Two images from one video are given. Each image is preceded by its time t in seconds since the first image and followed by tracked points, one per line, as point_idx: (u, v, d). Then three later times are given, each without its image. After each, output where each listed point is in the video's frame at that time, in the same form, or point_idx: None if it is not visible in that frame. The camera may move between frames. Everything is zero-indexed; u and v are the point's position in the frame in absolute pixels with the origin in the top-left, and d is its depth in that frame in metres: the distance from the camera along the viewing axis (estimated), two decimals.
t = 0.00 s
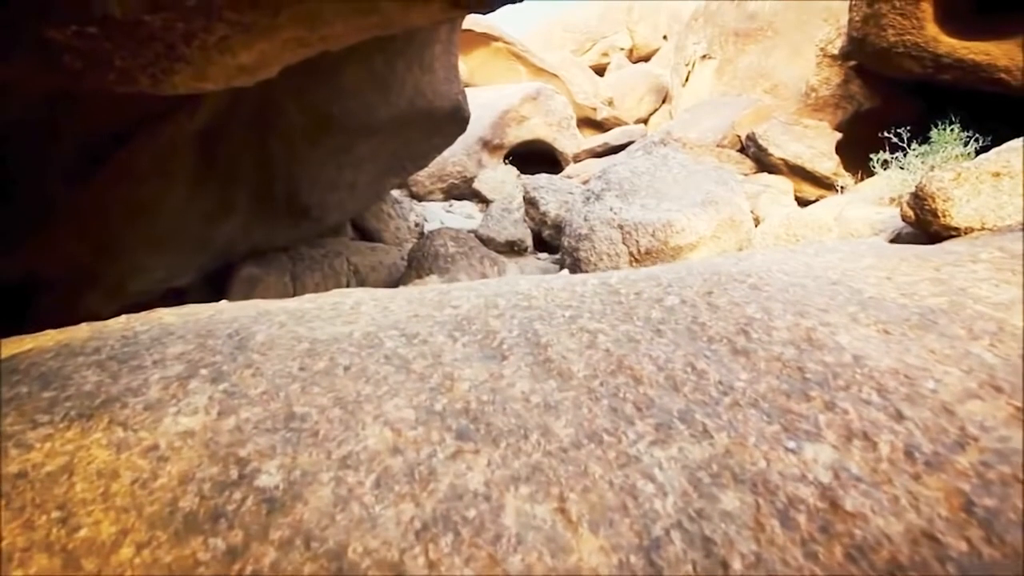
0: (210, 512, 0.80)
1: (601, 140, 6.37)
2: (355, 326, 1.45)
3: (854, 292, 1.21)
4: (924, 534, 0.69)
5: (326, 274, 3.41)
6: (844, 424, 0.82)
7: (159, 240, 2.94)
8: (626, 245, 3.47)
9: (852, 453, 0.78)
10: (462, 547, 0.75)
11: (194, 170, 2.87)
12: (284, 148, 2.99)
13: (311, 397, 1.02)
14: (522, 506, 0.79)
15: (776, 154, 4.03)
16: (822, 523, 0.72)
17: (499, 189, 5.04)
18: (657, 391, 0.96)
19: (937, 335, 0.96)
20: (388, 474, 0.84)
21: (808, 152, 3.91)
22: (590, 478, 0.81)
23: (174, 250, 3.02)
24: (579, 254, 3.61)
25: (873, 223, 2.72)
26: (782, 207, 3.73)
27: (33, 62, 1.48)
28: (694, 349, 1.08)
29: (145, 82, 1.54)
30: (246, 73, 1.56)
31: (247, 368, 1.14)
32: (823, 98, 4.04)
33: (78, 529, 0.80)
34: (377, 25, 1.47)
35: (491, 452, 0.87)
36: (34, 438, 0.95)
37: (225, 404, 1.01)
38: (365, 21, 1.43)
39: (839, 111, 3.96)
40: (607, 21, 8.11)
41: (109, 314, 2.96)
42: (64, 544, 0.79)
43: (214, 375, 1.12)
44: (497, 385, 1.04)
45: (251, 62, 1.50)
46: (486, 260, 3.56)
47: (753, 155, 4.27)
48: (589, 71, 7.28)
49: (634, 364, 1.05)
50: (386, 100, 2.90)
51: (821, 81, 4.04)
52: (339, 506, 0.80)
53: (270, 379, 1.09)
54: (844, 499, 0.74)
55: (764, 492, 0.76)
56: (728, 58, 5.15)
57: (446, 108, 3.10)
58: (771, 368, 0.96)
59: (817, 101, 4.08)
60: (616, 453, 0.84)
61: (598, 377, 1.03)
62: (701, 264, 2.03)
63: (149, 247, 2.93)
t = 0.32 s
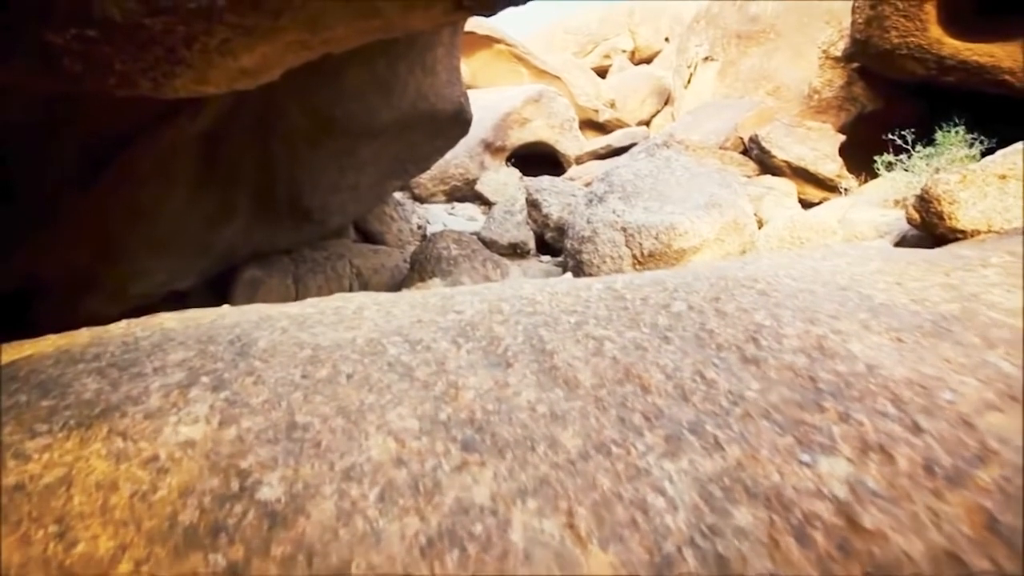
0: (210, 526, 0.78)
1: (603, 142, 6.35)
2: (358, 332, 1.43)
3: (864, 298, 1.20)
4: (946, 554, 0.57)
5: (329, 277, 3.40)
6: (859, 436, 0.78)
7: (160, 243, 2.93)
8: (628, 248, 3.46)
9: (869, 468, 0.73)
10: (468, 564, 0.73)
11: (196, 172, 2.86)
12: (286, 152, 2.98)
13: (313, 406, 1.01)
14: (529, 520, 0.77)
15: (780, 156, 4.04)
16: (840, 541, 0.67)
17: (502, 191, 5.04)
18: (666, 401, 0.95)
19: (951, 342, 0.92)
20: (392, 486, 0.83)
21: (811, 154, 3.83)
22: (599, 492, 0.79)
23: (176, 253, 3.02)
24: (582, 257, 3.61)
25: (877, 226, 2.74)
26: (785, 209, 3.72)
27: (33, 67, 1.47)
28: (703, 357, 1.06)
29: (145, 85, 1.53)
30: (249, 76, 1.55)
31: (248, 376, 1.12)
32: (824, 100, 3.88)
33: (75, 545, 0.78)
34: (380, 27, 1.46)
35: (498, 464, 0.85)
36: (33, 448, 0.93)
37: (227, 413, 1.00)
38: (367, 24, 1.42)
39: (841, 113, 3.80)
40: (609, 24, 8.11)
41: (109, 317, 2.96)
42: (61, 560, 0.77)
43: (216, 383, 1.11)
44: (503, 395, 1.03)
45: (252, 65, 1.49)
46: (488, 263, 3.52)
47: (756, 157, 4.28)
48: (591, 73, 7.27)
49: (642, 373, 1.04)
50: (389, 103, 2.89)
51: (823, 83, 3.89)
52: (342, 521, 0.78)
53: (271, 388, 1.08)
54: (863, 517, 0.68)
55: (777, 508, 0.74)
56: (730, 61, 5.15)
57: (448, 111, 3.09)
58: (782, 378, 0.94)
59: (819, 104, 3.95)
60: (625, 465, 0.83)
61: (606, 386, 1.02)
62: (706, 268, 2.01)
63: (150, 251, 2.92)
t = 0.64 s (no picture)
0: (210, 558, 0.75)
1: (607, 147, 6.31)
2: (363, 346, 1.40)
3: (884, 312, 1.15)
4: None
5: (333, 283, 3.36)
6: (889, 464, 0.74)
7: (162, 247, 2.89)
8: (634, 254, 3.43)
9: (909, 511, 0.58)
10: None
11: (199, 177, 2.87)
12: (289, 157, 2.96)
13: (317, 425, 0.98)
14: (543, 550, 0.73)
15: (785, 161, 3.98)
16: None
17: (506, 198, 5.02)
18: (683, 422, 0.92)
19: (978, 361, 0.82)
20: (399, 513, 0.79)
21: (817, 159, 3.86)
22: (615, 521, 0.76)
23: (178, 259, 2.98)
24: (587, 263, 3.57)
25: (886, 232, 2.64)
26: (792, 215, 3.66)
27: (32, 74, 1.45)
28: (719, 375, 1.03)
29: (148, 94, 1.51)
30: (252, 83, 1.54)
31: (250, 393, 1.09)
32: (830, 105, 3.99)
33: None
34: (385, 35, 1.46)
35: (509, 489, 0.82)
36: (26, 472, 0.90)
37: (228, 433, 0.96)
38: (373, 31, 1.42)
39: (847, 118, 3.89)
40: (612, 29, 8.05)
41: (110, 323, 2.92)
42: None
43: (217, 400, 1.07)
44: (513, 414, 1.00)
45: (256, 72, 1.48)
46: (492, 269, 3.52)
47: (761, 162, 4.23)
48: (594, 78, 7.24)
49: (656, 392, 1.01)
50: (393, 108, 2.87)
51: (828, 88, 3.98)
52: (347, 552, 0.75)
53: (274, 406, 1.04)
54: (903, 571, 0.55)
55: (807, 542, 0.68)
56: (734, 65, 5.00)
57: (453, 118, 3.07)
58: (804, 399, 0.90)
59: (824, 108, 4.05)
60: (643, 492, 0.79)
61: (620, 406, 0.99)
62: (715, 278, 1.98)
63: (152, 255, 2.88)
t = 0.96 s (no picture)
0: None
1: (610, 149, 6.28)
2: (366, 354, 1.38)
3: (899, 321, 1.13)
4: None
5: (335, 286, 3.32)
6: (912, 481, 0.60)
7: (166, 250, 2.90)
8: (637, 258, 3.40)
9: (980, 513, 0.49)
10: None
11: (200, 181, 2.86)
12: (292, 159, 2.94)
13: (320, 437, 0.96)
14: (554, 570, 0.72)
15: (788, 165, 4.10)
16: None
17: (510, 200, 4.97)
18: (695, 436, 0.90)
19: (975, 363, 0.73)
20: (405, 531, 0.78)
21: (820, 161, 3.89)
22: (629, 540, 0.75)
23: (181, 261, 2.97)
24: (590, 266, 3.56)
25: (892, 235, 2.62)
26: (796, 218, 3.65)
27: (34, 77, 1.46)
28: (731, 386, 1.01)
29: (149, 98, 1.54)
30: (254, 88, 1.53)
31: (252, 404, 1.07)
32: (834, 108, 3.93)
33: None
34: (390, 38, 1.41)
35: (517, 505, 0.81)
36: (23, 486, 0.88)
37: (229, 444, 0.95)
38: (377, 34, 1.37)
39: (851, 121, 3.87)
40: (614, 32, 8.02)
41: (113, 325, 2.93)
42: None
43: (218, 410, 1.06)
44: (521, 426, 0.98)
45: (258, 77, 1.48)
46: (495, 273, 3.49)
47: (764, 165, 4.34)
48: (597, 81, 7.21)
49: (667, 404, 0.99)
50: (397, 111, 2.86)
51: (832, 90, 3.89)
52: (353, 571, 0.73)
53: (276, 416, 1.02)
54: None
55: (826, 563, 0.67)
56: (739, 68, 4.69)
57: (455, 121, 3.03)
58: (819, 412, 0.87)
59: (828, 111, 3.98)
60: (656, 510, 0.79)
61: (630, 418, 0.97)
62: (722, 285, 1.95)
63: (154, 259, 2.88)
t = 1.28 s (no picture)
0: None
1: (615, 152, 6.23)
2: (374, 366, 1.35)
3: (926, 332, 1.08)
4: None
5: (340, 290, 3.32)
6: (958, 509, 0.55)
7: (172, 254, 2.91)
8: (644, 261, 3.39)
9: None
10: None
11: (206, 183, 2.84)
12: (296, 163, 2.92)
13: (328, 458, 0.93)
14: None
15: (794, 167, 3.89)
16: None
17: (513, 203, 5.02)
18: (720, 457, 0.86)
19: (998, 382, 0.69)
20: (419, 560, 0.74)
21: (827, 164, 3.76)
22: (654, 570, 0.71)
23: (186, 266, 2.98)
24: (596, 270, 3.54)
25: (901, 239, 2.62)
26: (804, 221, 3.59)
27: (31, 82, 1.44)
28: (756, 404, 0.97)
29: (153, 104, 1.55)
30: (260, 92, 1.55)
31: (258, 421, 1.04)
32: (839, 110, 3.92)
33: None
34: (397, 42, 1.43)
35: (536, 534, 0.77)
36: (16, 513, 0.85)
37: (233, 466, 0.91)
38: (384, 37, 1.39)
39: (857, 123, 3.84)
40: (619, 34, 7.97)
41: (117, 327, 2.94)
42: None
43: (223, 428, 1.02)
44: (537, 445, 0.94)
45: (263, 82, 1.48)
46: (501, 277, 3.47)
47: (770, 167, 4.15)
48: (601, 83, 7.17)
49: (689, 422, 0.96)
50: (401, 114, 2.82)
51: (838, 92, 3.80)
52: None
53: (282, 435, 0.99)
54: None
55: None
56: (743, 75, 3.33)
57: (459, 124, 3.01)
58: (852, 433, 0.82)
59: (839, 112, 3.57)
60: (683, 539, 0.75)
61: (651, 437, 0.94)
62: (737, 292, 1.91)
63: (160, 262, 2.89)
